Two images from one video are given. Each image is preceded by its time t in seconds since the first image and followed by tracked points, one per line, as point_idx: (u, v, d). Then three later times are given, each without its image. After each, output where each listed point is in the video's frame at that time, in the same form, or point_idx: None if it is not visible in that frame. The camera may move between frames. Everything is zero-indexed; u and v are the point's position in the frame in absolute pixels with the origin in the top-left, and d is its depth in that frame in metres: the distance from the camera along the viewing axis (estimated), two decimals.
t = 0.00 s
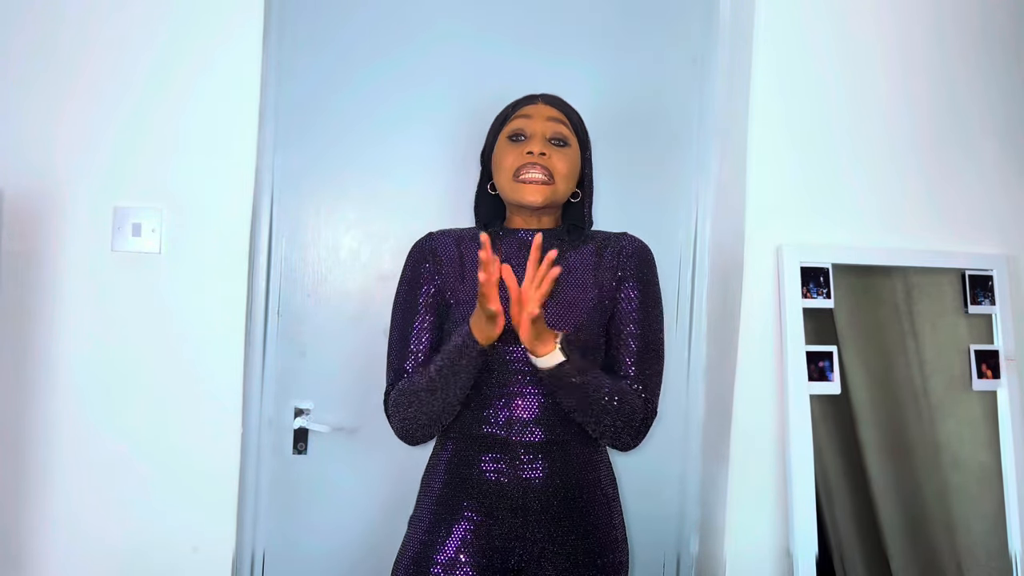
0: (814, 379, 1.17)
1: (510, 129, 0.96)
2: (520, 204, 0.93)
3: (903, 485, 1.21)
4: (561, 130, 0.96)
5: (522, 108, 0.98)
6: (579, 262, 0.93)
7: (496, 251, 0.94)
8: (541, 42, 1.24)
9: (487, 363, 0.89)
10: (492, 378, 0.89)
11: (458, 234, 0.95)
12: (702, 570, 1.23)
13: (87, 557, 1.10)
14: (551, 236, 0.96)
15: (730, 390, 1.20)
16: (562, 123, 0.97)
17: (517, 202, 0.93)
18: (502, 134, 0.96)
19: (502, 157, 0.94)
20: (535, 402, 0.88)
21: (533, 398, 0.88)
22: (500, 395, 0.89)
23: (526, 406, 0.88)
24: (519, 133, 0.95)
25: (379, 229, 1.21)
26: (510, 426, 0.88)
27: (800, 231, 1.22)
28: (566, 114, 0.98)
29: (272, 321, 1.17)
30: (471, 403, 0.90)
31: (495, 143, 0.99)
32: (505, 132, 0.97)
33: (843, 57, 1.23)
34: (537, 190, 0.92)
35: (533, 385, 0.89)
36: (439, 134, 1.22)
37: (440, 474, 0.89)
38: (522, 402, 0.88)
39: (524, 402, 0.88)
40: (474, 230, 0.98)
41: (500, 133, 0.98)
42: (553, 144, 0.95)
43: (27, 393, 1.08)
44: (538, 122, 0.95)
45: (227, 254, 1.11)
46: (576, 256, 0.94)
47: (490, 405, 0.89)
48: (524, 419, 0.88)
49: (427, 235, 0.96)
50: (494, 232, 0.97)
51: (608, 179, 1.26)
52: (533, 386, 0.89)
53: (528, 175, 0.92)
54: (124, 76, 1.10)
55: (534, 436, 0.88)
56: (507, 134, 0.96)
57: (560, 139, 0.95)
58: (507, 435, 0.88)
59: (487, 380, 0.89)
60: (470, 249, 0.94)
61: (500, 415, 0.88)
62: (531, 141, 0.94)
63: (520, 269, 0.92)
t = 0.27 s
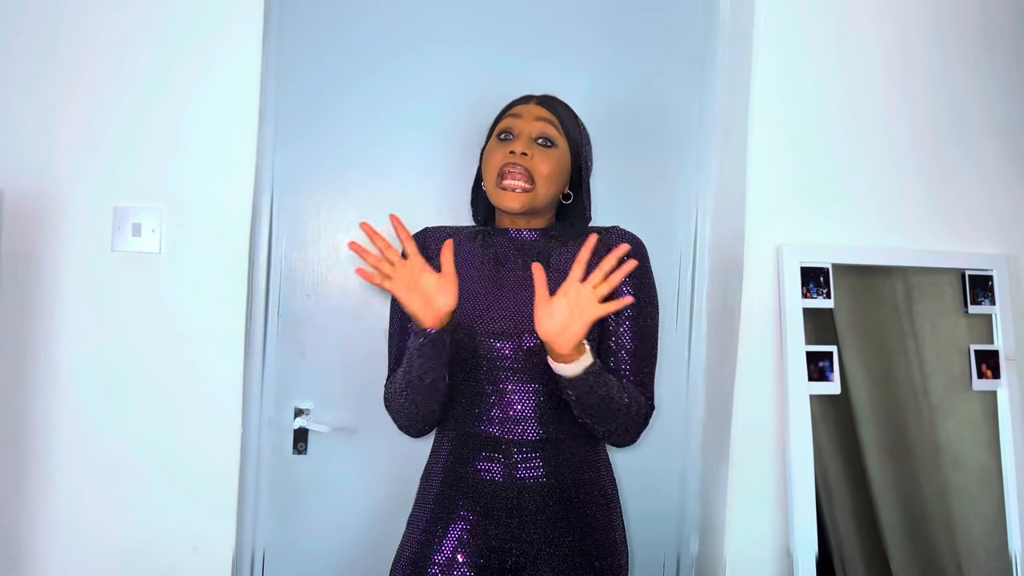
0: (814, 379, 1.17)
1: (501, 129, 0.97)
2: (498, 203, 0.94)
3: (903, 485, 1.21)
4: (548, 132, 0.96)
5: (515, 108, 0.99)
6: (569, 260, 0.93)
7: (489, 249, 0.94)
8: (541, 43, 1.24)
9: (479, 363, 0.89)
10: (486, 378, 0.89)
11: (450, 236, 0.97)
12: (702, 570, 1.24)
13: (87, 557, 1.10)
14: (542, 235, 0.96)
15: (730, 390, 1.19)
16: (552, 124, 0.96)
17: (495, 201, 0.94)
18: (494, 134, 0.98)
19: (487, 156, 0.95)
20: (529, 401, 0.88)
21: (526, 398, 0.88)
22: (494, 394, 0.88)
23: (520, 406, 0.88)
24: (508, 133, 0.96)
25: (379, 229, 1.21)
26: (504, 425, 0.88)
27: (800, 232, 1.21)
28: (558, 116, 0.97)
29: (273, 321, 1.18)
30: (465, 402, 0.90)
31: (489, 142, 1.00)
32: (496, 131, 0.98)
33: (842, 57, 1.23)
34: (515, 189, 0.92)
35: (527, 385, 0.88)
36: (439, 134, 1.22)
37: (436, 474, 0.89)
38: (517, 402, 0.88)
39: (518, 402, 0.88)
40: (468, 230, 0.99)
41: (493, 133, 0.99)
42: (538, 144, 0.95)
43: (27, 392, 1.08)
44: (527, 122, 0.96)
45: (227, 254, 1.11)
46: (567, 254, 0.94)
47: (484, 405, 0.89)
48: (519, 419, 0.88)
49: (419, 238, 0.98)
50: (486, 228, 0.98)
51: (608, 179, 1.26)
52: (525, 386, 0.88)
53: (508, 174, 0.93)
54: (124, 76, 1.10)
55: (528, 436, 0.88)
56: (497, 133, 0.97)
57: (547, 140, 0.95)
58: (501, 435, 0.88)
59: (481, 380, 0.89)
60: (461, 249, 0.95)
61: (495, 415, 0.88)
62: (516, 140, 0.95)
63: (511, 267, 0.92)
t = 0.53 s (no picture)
0: (814, 379, 1.17)
1: (486, 148, 0.96)
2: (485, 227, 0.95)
3: (903, 485, 1.21)
4: (531, 152, 0.94)
5: (499, 125, 0.97)
6: (568, 263, 0.93)
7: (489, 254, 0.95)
8: (541, 43, 1.24)
9: (477, 365, 0.89)
10: (482, 380, 0.89)
11: (450, 243, 0.98)
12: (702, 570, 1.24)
13: (87, 557, 1.10)
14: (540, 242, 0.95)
15: (730, 391, 1.20)
16: (535, 143, 0.94)
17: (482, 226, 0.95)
18: (479, 153, 0.97)
19: (472, 179, 0.95)
20: (527, 403, 0.88)
21: (523, 400, 0.88)
22: (492, 396, 0.89)
23: (517, 407, 0.88)
24: (493, 154, 0.95)
25: (380, 230, 1.21)
26: (502, 427, 0.88)
27: (800, 232, 1.22)
28: (543, 132, 0.95)
29: (271, 321, 1.17)
30: (464, 404, 0.90)
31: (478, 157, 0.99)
32: (482, 150, 0.97)
33: (842, 58, 1.23)
34: (498, 216, 0.93)
35: (523, 386, 0.88)
36: (439, 134, 1.22)
37: (435, 475, 0.90)
38: (513, 403, 0.88)
39: (514, 404, 0.88)
40: (469, 241, 1.01)
41: (481, 148, 0.98)
42: (521, 167, 0.94)
43: (27, 392, 1.08)
44: (509, 143, 0.94)
45: (227, 255, 1.12)
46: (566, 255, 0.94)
47: (483, 407, 0.89)
48: (515, 420, 0.88)
49: (420, 247, 0.99)
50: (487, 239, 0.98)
51: (610, 178, 1.25)
52: (523, 388, 0.88)
53: (491, 202, 0.93)
54: (124, 76, 1.10)
55: (526, 438, 0.88)
56: (483, 153, 0.96)
57: (530, 162, 0.94)
58: (499, 436, 0.88)
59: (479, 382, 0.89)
60: (461, 255, 0.96)
61: (493, 416, 0.88)
62: (498, 165, 0.94)
63: (510, 270, 0.93)
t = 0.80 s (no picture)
0: (814, 379, 1.17)
1: (484, 144, 0.96)
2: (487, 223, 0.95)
3: (904, 486, 1.21)
4: (530, 145, 0.94)
5: (495, 120, 0.97)
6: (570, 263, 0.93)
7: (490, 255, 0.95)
8: (541, 43, 1.24)
9: (478, 365, 0.89)
10: (483, 381, 0.89)
11: (451, 244, 0.99)
12: (703, 570, 1.22)
13: (87, 557, 1.10)
14: (539, 241, 0.96)
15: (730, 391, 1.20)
16: (533, 136, 0.94)
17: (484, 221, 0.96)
18: (477, 149, 0.97)
19: (471, 175, 0.95)
20: (528, 404, 0.88)
21: (525, 401, 0.88)
22: (493, 397, 0.89)
23: (519, 408, 0.88)
24: (491, 149, 0.95)
25: (380, 230, 1.21)
26: (504, 427, 0.88)
27: (801, 233, 1.22)
28: (540, 125, 0.95)
29: (272, 321, 1.16)
30: (465, 405, 0.90)
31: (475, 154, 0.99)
32: (479, 147, 0.97)
33: (840, 59, 1.23)
34: (500, 211, 0.93)
35: (524, 388, 0.88)
36: (438, 134, 1.22)
37: (437, 476, 0.90)
38: (514, 404, 0.88)
39: (515, 405, 0.88)
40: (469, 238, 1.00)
41: (478, 145, 0.98)
42: (520, 161, 0.94)
43: (27, 392, 1.08)
44: (507, 138, 0.94)
45: (228, 255, 1.12)
46: (566, 256, 0.94)
47: (484, 407, 0.89)
48: (517, 420, 0.88)
49: (420, 248, 0.99)
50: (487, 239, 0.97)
51: (609, 177, 1.25)
52: (524, 388, 0.88)
53: (491, 199, 0.93)
54: (124, 76, 1.10)
55: (528, 438, 0.88)
56: (481, 149, 0.96)
57: (528, 156, 0.94)
58: (501, 436, 0.88)
59: (481, 382, 0.89)
60: (463, 255, 0.96)
61: (495, 417, 0.88)
62: (497, 160, 0.93)
63: (511, 270, 0.93)
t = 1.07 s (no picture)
0: (814, 379, 1.17)
1: (497, 134, 0.97)
2: (500, 211, 0.95)
3: (904, 486, 1.21)
4: (544, 133, 0.96)
5: (508, 111, 0.99)
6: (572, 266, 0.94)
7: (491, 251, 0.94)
8: (541, 42, 1.24)
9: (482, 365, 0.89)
10: (487, 380, 0.89)
11: (452, 237, 0.97)
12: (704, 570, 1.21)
13: (87, 557, 1.10)
14: (544, 239, 0.96)
15: (729, 391, 1.20)
16: (547, 125, 0.96)
17: (497, 210, 0.95)
18: (488, 139, 0.98)
19: (485, 164, 0.95)
20: (531, 404, 0.88)
21: (528, 400, 0.88)
22: (497, 396, 0.89)
23: (522, 408, 0.88)
24: (505, 138, 0.96)
25: (380, 229, 1.21)
26: (507, 427, 0.88)
27: (799, 232, 1.22)
28: (553, 115, 0.97)
29: (271, 321, 1.14)
30: (467, 404, 0.90)
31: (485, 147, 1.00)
32: (491, 137, 0.98)
33: (840, 60, 1.23)
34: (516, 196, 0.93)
35: (529, 388, 0.89)
36: (439, 134, 1.22)
37: (437, 475, 0.89)
38: (518, 404, 0.88)
39: (520, 405, 0.88)
40: (471, 232, 0.99)
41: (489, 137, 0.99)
42: (535, 148, 0.95)
43: (27, 392, 1.08)
44: (521, 126, 0.96)
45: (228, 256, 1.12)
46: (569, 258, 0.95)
47: (488, 407, 0.89)
48: (520, 420, 0.88)
49: (420, 241, 0.98)
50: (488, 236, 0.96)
51: (609, 176, 1.24)
52: (528, 388, 0.88)
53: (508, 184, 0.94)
54: (124, 77, 1.10)
55: (531, 438, 0.88)
56: (493, 139, 0.97)
57: (543, 143, 0.95)
58: (504, 436, 0.88)
59: (484, 382, 0.89)
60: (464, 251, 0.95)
61: (498, 417, 0.88)
62: (512, 148, 0.94)
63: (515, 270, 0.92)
